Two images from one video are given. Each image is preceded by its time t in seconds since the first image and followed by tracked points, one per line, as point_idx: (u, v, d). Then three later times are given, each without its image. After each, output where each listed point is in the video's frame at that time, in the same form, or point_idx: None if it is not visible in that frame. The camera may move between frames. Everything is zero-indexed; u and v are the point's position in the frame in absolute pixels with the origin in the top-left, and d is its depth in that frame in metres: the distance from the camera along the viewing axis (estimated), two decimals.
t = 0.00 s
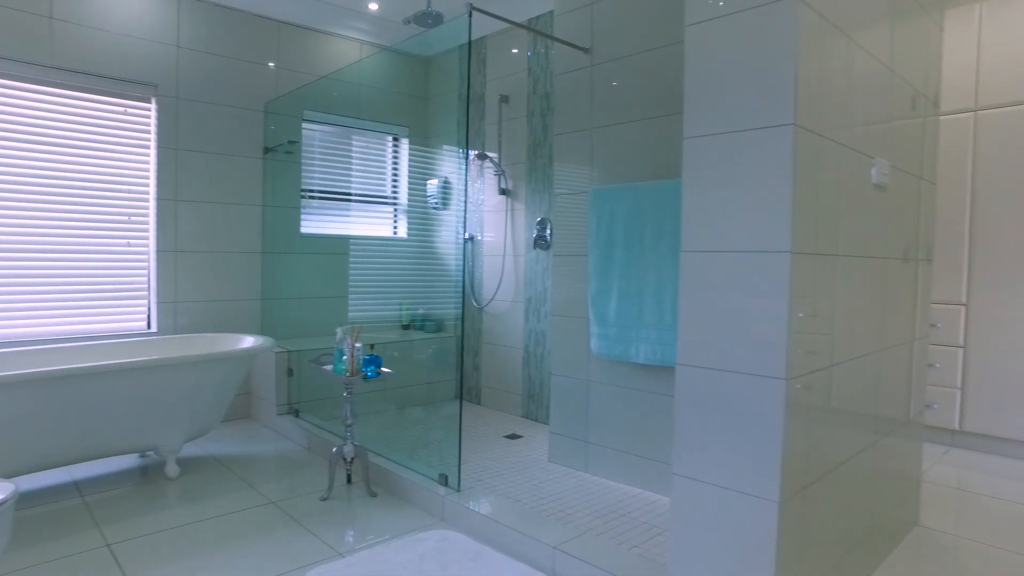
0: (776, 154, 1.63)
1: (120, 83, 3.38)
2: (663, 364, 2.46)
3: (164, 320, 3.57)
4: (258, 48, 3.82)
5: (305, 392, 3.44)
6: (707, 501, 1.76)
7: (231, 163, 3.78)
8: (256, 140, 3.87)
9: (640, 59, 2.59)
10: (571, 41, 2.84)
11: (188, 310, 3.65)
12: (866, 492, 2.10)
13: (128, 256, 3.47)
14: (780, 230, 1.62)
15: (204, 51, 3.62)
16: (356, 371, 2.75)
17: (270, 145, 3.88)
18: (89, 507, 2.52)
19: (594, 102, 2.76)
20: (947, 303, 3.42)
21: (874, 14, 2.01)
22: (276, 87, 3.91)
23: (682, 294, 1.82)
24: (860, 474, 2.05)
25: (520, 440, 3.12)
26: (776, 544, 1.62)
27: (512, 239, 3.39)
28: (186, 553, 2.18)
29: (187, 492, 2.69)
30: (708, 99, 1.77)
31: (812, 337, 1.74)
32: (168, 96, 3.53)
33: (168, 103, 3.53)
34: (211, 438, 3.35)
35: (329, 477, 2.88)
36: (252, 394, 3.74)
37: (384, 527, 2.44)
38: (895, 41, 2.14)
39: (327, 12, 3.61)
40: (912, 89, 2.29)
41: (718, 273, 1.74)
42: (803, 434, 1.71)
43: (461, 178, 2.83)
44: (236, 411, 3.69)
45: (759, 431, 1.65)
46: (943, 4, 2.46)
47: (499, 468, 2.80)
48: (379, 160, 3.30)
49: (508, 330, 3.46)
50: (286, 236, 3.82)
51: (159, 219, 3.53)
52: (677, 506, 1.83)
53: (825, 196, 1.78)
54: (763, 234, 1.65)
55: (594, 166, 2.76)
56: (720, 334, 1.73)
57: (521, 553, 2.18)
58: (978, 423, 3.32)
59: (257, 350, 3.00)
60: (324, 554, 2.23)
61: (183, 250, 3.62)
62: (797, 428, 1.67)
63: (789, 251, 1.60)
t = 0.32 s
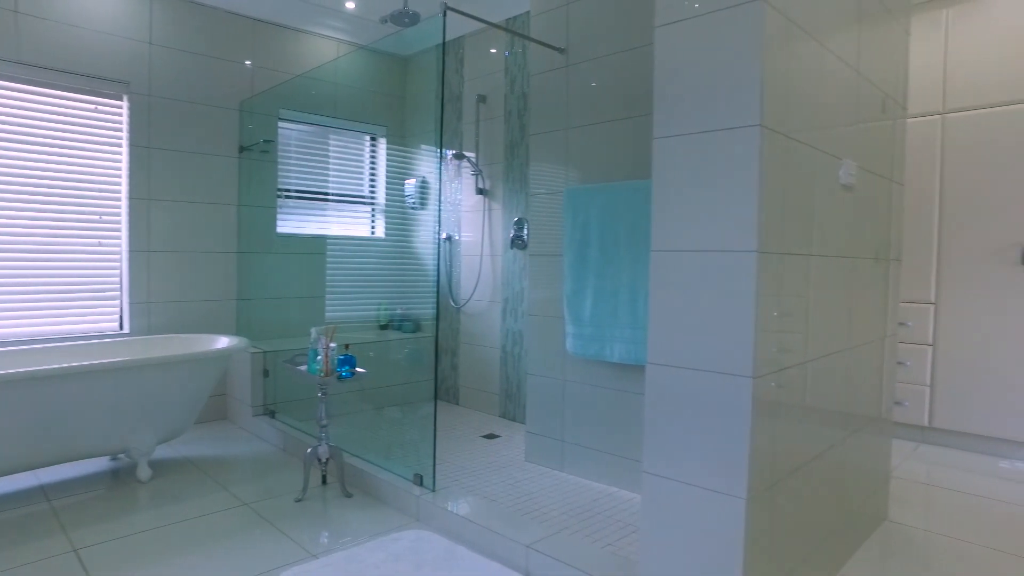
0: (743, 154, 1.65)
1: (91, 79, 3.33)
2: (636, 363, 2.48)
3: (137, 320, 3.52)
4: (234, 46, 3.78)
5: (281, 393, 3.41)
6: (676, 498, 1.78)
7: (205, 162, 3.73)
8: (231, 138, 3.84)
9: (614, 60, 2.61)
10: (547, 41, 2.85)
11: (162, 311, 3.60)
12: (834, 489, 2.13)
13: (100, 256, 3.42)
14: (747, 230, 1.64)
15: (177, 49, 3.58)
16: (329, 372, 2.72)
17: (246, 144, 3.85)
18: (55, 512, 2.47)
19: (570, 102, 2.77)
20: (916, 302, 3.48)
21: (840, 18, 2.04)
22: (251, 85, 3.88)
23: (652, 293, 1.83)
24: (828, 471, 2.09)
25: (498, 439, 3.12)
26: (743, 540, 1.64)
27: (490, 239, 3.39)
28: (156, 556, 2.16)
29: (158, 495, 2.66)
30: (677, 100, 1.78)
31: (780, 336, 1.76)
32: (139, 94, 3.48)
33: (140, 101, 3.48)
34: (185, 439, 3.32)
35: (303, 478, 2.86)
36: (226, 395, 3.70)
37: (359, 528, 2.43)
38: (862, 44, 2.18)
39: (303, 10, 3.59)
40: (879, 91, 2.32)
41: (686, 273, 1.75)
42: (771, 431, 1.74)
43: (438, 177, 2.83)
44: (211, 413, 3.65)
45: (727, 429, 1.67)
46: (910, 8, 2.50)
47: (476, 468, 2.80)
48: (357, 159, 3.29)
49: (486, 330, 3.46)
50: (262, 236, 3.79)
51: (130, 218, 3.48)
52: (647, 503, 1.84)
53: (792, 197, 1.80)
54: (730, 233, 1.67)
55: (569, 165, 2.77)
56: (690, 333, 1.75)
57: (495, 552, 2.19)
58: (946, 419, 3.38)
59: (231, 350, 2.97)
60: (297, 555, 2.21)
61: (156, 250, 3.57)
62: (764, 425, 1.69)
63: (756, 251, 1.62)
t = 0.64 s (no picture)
0: (712, 155, 1.66)
1: (61, 77, 3.27)
2: (611, 363, 2.50)
3: (110, 321, 3.48)
4: (210, 44, 3.75)
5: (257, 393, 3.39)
6: (647, 496, 1.79)
7: (180, 161, 3.70)
8: (207, 137, 3.80)
9: (589, 60, 2.62)
10: (524, 41, 2.85)
11: (136, 312, 3.56)
12: (804, 485, 2.16)
13: (71, 256, 3.37)
14: (715, 230, 1.65)
15: (152, 47, 3.54)
16: (305, 372, 2.68)
17: (222, 143, 3.81)
18: (22, 517, 2.43)
19: (546, 102, 2.78)
20: (888, 300, 3.53)
21: (809, 21, 2.07)
22: (228, 84, 3.85)
23: (623, 293, 1.85)
24: (799, 468, 2.11)
25: (476, 439, 3.13)
26: (712, 537, 1.66)
27: (468, 239, 3.39)
28: (125, 560, 2.13)
29: (131, 498, 2.63)
30: (646, 101, 1.80)
31: (749, 335, 1.78)
32: (111, 92, 3.43)
33: (112, 98, 3.44)
34: (159, 441, 3.28)
35: (278, 479, 2.84)
36: (202, 396, 3.67)
37: (334, 529, 2.42)
38: (831, 47, 2.21)
39: (281, 9, 3.57)
40: (849, 93, 2.35)
41: (656, 272, 1.77)
42: (740, 429, 1.75)
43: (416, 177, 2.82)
44: (186, 414, 3.62)
45: (696, 427, 1.69)
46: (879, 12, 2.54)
47: (453, 468, 2.80)
48: (335, 158, 3.28)
49: (465, 330, 3.46)
50: (239, 236, 3.76)
51: (103, 218, 3.44)
52: (618, 502, 1.86)
53: (761, 197, 1.82)
54: (699, 234, 1.68)
55: (545, 165, 2.78)
56: (659, 332, 1.76)
57: (469, 551, 2.19)
58: (917, 416, 3.44)
59: (207, 350, 2.95)
60: (270, 557, 2.20)
61: (130, 250, 3.53)
62: (733, 422, 1.71)
63: (723, 250, 1.64)
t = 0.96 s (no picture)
0: (682, 155, 1.68)
1: (31, 73, 3.22)
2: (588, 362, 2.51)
3: (84, 322, 3.43)
4: (186, 42, 3.72)
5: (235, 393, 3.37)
6: (619, 493, 1.80)
7: (156, 159, 3.66)
8: (184, 136, 3.77)
9: (566, 60, 2.63)
10: (501, 41, 2.86)
11: (110, 312, 3.52)
12: (777, 482, 2.18)
13: (44, 255, 3.32)
14: (685, 229, 1.67)
15: (126, 44, 3.50)
16: (282, 372, 2.66)
17: (200, 142, 3.78)
18: None
19: (523, 102, 2.79)
20: (862, 299, 3.58)
21: (781, 23, 2.10)
22: (205, 82, 3.82)
23: (595, 292, 1.86)
24: (772, 465, 2.13)
25: (455, 439, 3.13)
26: (683, 534, 1.67)
27: (448, 239, 3.39)
28: (96, 563, 2.10)
29: (104, 500, 2.59)
30: (617, 101, 1.81)
31: (720, 333, 1.80)
32: (84, 89, 3.38)
33: (86, 96, 3.39)
34: (135, 443, 3.24)
35: (254, 480, 2.82)
36: (179, 397, 3.63)
37: (310, 529, 2.41)
38: (803, 49, 2.24)
39: (259, 7, 3.55)
40: (820, 95, 2.39)
41: (628, 272, 1.78)
42: (711, 427, 1.77)
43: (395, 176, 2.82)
44: (162, 415, 3.58)
45: (667, 425, 1.70)
46: (850, 16, 2.58)
47: (431, 467, 2.80)
48: (314, 158, 3.27)
49: (444, 330, 3.46)
50: (216, 235, 3.74)
51: (76, 216, 3.39)
52: (591, 499, 1.87)
53: (732, 197, 1.84)
54: (670, 233, 1.70)
55: (523, 165, 2.79)
56: (631, 331, 1.78)
57: (445, 550, 2.20)
58: (891, 413, 3.49)
59: (184, 350, 2.93)
60: (245, 557, 2.18)
61: (104, 249, 3.49)
62: (704, 419, 1.73)
63: (694, 250, 1.66)
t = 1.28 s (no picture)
0: (653, 155, 1.69)
1: (5, 70, 3.18)
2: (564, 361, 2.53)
3: (58, 322, 3.39)
4: (164, 40, 3.69)
5: (213, 394, 3.35)
6: (593, 492, 1.81)
7: (131, 158, 3.62)
8: (160, 134, 3.73)
9: (543, 61, 2.65)
10: (480, 41, 2.87)
11: (85, 312, 3.48)
12: (751, 479, 2.20)
13: (16, 255, 3.27)
14: (655, 229, 1.69)
15: (102, 42, 3.47)
16: (259, 372, 2.65)
17: (177, 141, 3.75)
18: None
19: (502, 102, 2.80)
20: (837, 298, 3.62)
21: (753, 26, 2.12)
22: (182, 81, 3.79)
23: (569, 293, 1.87)
24: (746, 463, 2.15)
25: (435, 438, 3.14)
26: (654, 531, 1.68)
27: (428, 239, 3.39)
28: (66, 567, 2.08)
29: (77, 503, 2.57)
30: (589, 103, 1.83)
31: (693, 332, 1.81)
32: (57, 86, 3.34)
33: (59, 93, 3.35)
34: (110, 445, 3.21)
35: (231, 482, 2.80)
36: (157, 398, 3.60)
37: (287, 530, 2.40)
38: (775, 51, 2.27)
39: (237, 5, 3.53)
40: (793, 96, 2.41)
41: (600, 272, 1.80)
42: (683, 424, 1.78)
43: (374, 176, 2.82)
44: (139, 417, 3.55)
45: (639, 424, 1.71)
46: (822, 19, 2.62)
47: (409, 467, 2.80)
48: (293, 157, 3.27)
49: (424, 330, 3.46)
50: (195, 235, 3.71)
51: (49, 215, 3.35)
52: (565, 498, 1.88)
53: (704, 197, 1.86)
54: (641, 233, 1.71)
55: (501, 165, 2.80)
56: (603, 330, 1.79)
57: (421, 549, 2.20)
58: (867, 411, 3.54)
59: (161, 350, 2.91)
60: (220, 558, 2.17)
61: (78, 248, 3.45)
62: (676, 417, 1.74)
63: (664, 250, 1.67)
